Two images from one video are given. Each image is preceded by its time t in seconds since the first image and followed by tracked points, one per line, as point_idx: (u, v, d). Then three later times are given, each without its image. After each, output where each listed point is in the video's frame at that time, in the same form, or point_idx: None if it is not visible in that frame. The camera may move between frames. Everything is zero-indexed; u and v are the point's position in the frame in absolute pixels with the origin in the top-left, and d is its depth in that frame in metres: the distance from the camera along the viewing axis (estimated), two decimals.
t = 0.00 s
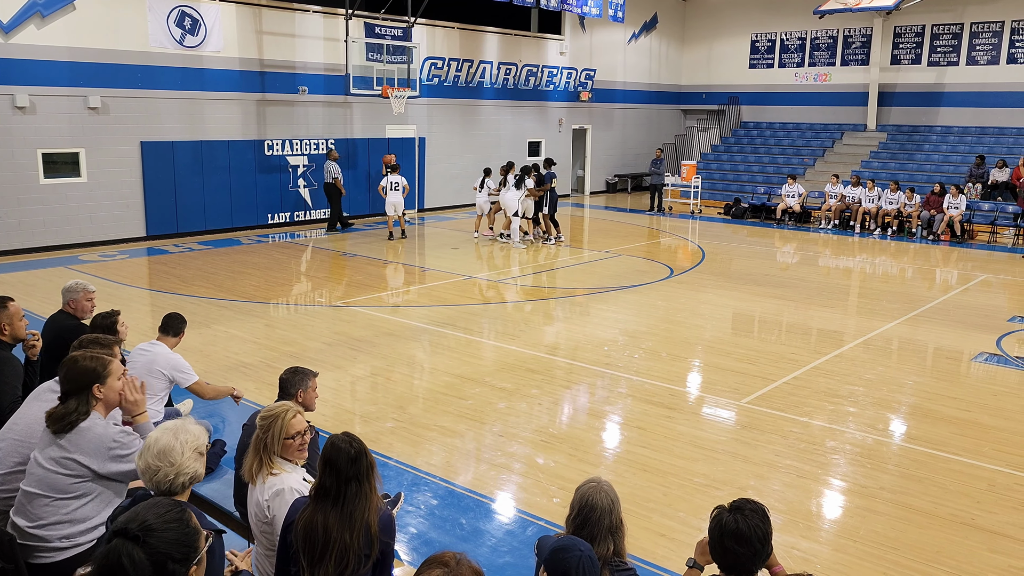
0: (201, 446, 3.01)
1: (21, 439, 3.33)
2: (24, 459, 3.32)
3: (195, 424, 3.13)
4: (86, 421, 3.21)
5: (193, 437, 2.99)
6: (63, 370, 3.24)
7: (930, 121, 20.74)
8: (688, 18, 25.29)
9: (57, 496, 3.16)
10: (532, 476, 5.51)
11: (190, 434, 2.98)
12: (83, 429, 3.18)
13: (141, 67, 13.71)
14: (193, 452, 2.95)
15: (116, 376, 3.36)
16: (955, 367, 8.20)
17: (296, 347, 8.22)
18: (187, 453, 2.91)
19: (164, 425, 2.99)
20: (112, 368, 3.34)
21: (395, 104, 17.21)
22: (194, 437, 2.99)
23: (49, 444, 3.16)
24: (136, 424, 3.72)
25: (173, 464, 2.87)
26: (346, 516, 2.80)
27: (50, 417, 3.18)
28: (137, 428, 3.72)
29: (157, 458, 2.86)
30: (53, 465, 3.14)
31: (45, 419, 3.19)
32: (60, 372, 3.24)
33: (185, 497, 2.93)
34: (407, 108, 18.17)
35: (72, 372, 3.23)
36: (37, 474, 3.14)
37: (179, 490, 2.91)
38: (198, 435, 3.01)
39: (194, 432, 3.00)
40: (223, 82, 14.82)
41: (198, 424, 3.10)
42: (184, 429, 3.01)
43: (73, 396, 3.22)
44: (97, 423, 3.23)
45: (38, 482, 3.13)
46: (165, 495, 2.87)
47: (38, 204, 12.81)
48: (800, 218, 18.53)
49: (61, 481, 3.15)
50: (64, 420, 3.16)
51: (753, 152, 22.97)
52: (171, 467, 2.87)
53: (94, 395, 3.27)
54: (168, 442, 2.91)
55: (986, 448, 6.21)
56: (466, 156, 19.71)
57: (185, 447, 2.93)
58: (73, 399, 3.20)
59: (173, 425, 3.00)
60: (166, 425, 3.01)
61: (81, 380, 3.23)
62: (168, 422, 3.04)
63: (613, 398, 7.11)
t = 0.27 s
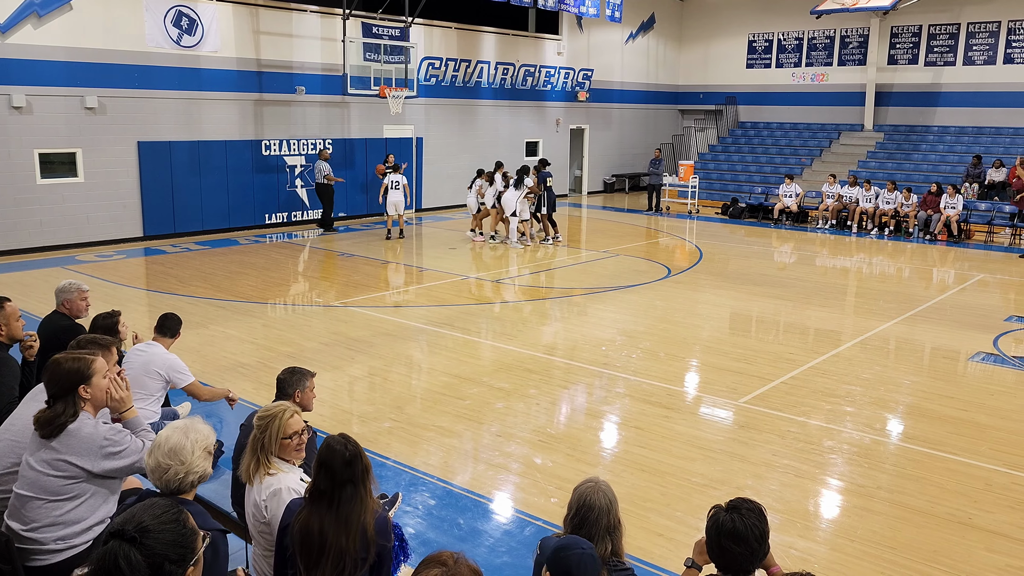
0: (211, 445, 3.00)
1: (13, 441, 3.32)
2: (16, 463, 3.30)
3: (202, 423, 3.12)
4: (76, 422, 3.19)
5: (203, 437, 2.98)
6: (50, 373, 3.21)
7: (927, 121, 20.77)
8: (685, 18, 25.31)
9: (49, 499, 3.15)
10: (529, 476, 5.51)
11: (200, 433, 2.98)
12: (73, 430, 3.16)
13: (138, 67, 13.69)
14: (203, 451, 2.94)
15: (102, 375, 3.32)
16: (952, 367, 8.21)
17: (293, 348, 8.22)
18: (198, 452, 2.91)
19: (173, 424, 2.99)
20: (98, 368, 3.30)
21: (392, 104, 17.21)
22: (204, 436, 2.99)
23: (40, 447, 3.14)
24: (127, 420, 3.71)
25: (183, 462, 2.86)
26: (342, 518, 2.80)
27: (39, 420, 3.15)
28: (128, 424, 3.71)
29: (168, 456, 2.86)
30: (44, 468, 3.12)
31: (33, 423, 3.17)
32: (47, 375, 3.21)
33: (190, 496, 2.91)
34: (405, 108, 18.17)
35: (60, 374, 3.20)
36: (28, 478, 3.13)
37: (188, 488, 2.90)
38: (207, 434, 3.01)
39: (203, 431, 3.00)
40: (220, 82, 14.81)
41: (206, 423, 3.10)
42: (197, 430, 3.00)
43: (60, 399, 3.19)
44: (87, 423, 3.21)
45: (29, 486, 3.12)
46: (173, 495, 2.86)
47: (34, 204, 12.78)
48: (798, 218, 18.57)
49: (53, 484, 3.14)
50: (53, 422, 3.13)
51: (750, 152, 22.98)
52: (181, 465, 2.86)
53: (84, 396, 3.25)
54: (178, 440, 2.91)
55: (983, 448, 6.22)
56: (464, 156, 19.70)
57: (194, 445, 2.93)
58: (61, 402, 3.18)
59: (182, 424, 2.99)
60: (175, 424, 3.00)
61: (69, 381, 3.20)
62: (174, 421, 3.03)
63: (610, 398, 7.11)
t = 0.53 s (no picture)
0: (212, 444, 3.00)
1: (9, 442, 3.32)
2: (11, 463, 3.30)
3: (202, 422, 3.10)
4: (71, 423, 3.18)
5: (203, 436, 2.98)
6: (45, 373, 3.19)
7: (924, 121, 20.80)
8: (683, 18, 25.32)
9: (45, 500, 3.15)
10: (527, 476, 5.51)
11: (201, 432, 2.98)
12: (68, 431, 3.16)
13: (135, 67, 13.68)
14: (204, 450, 2.94)
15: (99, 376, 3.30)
16: (949, 366, 8.22)
17: (290, 348, 8.21)
18: (198, 450, 2.90)
19: (174, 423, 2.98)
20: (95, 368, 3.28)
21: (389, 103, 17.20)
22: (204, 435, 2.98)
23: (35, 448, 3.14)
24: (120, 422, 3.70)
25: (185, 461, 2.86)
26: (335, 521, 2.80)
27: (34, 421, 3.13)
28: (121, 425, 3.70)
29: (170, 455, 2.85)
30: (39, 470, 3.12)
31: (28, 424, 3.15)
32: (42, 376, 3.19)
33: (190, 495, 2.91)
34: (402, 108, 18.16)
35: (54, 375, 3.18)
36: (24, 479, 3.12)
37: (189, 487, 2.89)
38: (208, 433, 3.01)
39: (204, 430, 3.00)
40: (218, 82, 14.79)
41: (205, 422, 3.10)
42: (195, 428, 2.99)
43: (55, 399, 3.18)
44: (82, 424, 3.20)
45: (25, 487, 3.12)
46: (175, 494, 2.86)
47: (31, 204, 12.76)
48: (795, 218, 18.59)
49: (48, 485, 3.13)
50: (48, 423, 3.12)
51: (748, 152, 22.98)
52: (183, 464, 2.86)
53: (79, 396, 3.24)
54: (180, 439, 2.90)
55: (980, 447, 6.23)
56: (461, 156, 19.69)
57: (196, 444, 2.93)
58: (56, 403, 3.16)
59: (183, 423, 2.98)
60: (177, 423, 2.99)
61: (64, 381, 3.18)
62: (175, 420, 3.01)
63: (608, 398, 7.11)
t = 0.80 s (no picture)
0: (207, 443, 2.99)
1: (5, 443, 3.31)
2: (8, 465, 3.29)
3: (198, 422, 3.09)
4: (69, 423, 3.18)
5: (198, 435, 2.97)
6: (42, 374, 3.18)
7: (921, 121, 20.83)
8: (680, 18, 25.33)
9: (42, 501, 3.14)
10: (525, 476, 5.52)
11: (197, 431, 2.97)
12: (66, 431, 3.15)
13: (132, 67, 13.66)
14: (199, 449, 2.93)
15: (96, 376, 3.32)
16: (946, 366, 8.24)
17: (287, 348, 8.21)
18: (194, 450, 2.89)
19: (170, 423, 2.98)
20: (93, 369, 3.31)
21: (386, 104, 17.20)
22: (200, 433, 2.97)
23: (33, 449, 3.13)
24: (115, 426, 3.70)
25: (180, 461, 2.85)
26: (333, 523, 2.79)
27: (32, 423, 3.13)
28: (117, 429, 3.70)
29: (165, 455, 2.85)
30: (38, 470, 3.12)
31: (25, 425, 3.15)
32: (39, 377, 3.18)
33: (187, 495, 2.91)
34: (400, 108, 18.15)
35: (51, 376, 3.18)
36: (22, 480, 3.12)
37: (186, 487, 2.89)
38: (203, 432, 3.00)
39: (199, 429, 2.99)
40: (215, 83, 14.78)
41: (201, 421, 3.09)
42: (188, 426, 2.98)
43: (53, 401, 3.17)
44: (80, 424, 3.20)
45: (23, 488, 3.12)
46: (171, 493, 2.85)
47: (27, 204, 12.73)
48: (792, 218, 18.60)
49: (45, 486, 3.13)
50: (46, 424, 3.12)
51: (745, 152, 22.98)
52: (179, 464, 2.85)
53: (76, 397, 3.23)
54: (176, 439, 2.89)
55: (977, 446, 6.24)
56: (458, 156, 19.68)
57: (192, 443, 2.92)
58: (54, 403, 3.16)
59: (178, 422, 2.97)
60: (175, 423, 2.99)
61: (60, 382, 3.18)
62: (170, 420, 3.00)
63: (605, 398, 7.12)
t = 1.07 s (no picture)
0: (202, 442, 2.99)
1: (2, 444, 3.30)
2: (5, 466, 3.28)
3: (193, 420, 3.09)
4: (69, 424, 3.18)
5: (193, 434, 2.96)
6: (42, 375, 3.18)
7: (918, 121, 20.86)
8: (677, 18, 25.34)
9: (41, 502, 3.13)
10: (522, 476, 5.52)
11: (192, 431, 2.96)
12: (66, 432, 3.15)
13: (129, 67, 13.65)
14: (194, 449, 2.92)
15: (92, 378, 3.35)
16: (943, 366, 8.25)
17: (284, 348, 8.21)
18: (189, 449, 2.89)
19: (165, 422, 2.98)
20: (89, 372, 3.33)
21: (384, 104, 17.20)
22: (195, 433, 2.98)
23: (32, 450, 3.12)
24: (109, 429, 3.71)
25: (175, 461, 2.85)
26: (328, 524, 2.79)
27: (31, 424, 3.12)
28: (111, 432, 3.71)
29: (160, 455, 2.84)
30: (37, 471, 3.11)
31: (23, 426, 3.13)
32: (38, 378, 3.18)
33: (183, 494, 2.91)
34: (397, 108, 18.16)
35: (51, 378, 3.18)
36: (21, 481, 3.11)
37: (182, 485, 2.89)
38: (199, 431, 2.99)
39: (195, 429, 2.99)
40: (212, 82, 14.77)
41: (196, 421, 3.09)
42: (184, 425, 2.98)
43: (53, 402, 3.16)
44: (80, 425, 3.20)
45: (21, 488, 3.11)
46: (166, 492, 2.86)
47: (24, 205, 12.71)
48: (789, 218, 18.63)
49: (44, 487, 3.12)
50: (47, 425, 3.12)
51: (743, 152, 22.99)
52: (174, 463, 2.85)
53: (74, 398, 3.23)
54: (170, 438, 2.89)
55: (974, 446, 6.25)
56: (456, 156, 19.68)
57: (187, 443, 2.91)
58: (54, 404, 3.15)
59: (174, 422, 2.97)
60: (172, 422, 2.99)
61: (60, 384, 3.18)
62: (167, 419, 3.00)
63: (603, 398, 7.12)
